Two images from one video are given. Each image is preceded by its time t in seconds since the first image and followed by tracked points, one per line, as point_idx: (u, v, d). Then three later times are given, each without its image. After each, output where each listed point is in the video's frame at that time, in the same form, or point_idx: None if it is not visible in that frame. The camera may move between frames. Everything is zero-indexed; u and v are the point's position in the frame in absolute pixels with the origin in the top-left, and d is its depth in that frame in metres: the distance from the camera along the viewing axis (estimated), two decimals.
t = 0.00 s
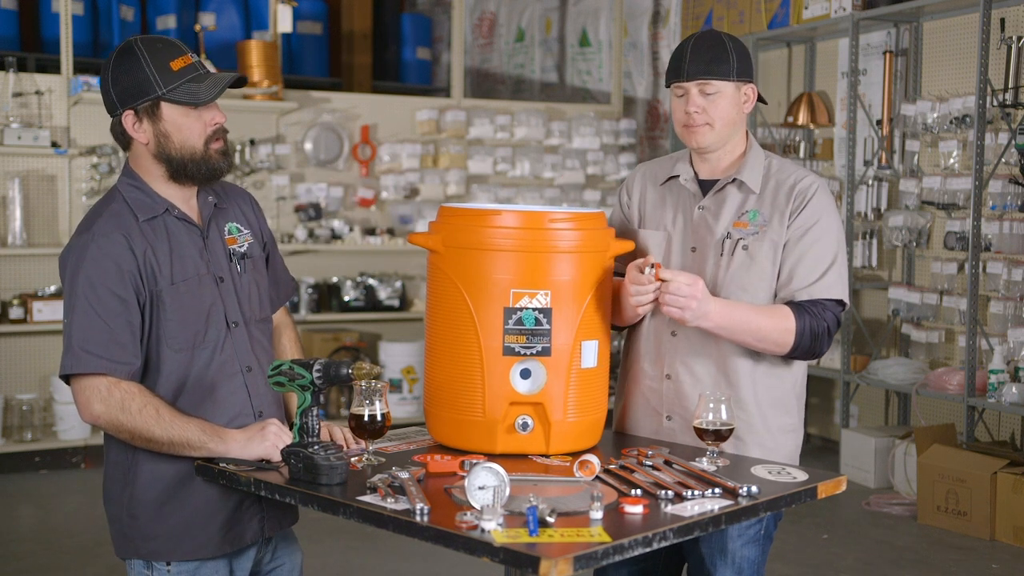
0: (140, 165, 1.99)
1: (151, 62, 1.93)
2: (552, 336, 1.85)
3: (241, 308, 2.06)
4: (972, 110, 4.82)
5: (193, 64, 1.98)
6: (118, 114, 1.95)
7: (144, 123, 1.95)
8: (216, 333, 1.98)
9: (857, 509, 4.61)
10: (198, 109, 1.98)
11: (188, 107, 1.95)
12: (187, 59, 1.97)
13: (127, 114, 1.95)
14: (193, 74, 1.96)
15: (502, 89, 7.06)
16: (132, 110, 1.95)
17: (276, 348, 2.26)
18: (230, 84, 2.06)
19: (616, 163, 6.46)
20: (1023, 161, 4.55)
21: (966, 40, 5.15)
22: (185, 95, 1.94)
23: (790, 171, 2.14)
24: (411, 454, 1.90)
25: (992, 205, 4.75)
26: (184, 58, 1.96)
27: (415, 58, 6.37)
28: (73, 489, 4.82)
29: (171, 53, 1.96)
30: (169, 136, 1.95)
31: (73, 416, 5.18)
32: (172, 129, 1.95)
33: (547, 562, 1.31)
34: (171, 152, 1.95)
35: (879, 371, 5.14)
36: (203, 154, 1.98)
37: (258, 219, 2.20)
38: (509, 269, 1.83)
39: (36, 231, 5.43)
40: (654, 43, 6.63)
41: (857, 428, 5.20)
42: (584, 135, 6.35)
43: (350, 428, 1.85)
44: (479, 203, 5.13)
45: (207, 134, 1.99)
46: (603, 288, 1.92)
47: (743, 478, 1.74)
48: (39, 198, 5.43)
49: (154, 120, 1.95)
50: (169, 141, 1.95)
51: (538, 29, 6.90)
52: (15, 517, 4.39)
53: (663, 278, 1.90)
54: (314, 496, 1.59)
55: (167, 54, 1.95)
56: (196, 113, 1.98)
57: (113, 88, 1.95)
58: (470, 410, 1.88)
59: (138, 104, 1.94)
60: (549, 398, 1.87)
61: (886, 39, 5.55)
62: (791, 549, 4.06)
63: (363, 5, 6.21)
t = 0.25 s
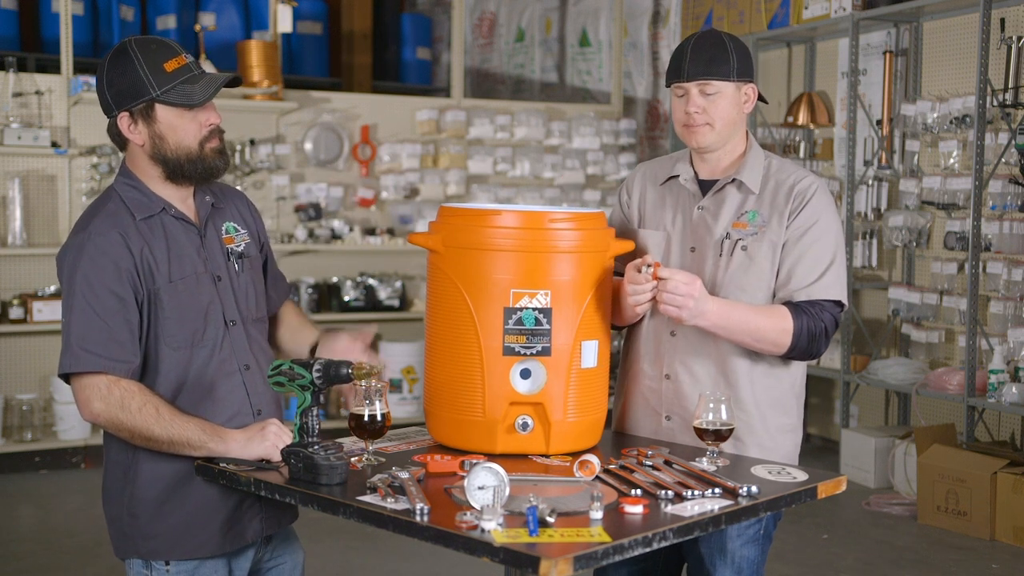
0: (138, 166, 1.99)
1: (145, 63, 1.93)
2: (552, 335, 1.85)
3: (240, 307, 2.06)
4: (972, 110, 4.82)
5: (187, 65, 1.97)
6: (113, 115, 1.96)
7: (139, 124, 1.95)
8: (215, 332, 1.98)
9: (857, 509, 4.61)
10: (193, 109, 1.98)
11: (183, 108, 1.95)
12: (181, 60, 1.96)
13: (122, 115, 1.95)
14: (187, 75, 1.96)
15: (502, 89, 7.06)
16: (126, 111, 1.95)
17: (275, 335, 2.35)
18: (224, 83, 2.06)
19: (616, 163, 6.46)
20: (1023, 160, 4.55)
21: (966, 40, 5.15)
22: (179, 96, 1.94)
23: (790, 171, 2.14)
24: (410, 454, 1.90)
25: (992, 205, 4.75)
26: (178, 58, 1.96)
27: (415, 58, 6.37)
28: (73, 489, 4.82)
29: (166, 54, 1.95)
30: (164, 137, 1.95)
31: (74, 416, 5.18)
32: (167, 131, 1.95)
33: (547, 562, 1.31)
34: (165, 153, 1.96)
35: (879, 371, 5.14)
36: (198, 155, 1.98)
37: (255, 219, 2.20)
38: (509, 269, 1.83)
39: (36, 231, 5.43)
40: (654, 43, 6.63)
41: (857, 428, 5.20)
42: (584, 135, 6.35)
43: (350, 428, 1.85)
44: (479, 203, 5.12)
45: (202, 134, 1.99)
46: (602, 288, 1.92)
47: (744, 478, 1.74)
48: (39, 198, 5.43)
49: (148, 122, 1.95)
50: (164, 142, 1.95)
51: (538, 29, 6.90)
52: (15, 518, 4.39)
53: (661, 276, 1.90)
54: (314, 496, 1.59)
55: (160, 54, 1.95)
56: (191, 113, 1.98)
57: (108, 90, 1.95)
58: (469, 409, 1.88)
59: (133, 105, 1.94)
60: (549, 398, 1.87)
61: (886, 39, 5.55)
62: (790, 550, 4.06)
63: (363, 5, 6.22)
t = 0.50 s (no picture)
0: (134, 168, 1.99)
1: (139, 74, 1.91)
2: (552, 335, 1.85)
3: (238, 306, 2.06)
4: (972, 110, 4.82)
5: (183, 76, 1.95)
6: (108, 122, 1.95)
7: (132, 133, 1.94)
8: (213, 331, 1.98)
9: (857, 509, 4.61)
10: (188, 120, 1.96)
11: (176, 122, 1.93)
12: (176, 71, 1.94)
13: (116, 121, 1.94)
14: (181, 87, 1.93)
15: (502, 89, 7.06)
16: (120, 118, 1.94)
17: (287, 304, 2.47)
18: (224, 93, 2.03)
19: (616, 163, 6.46)
20: (1023, 161, 4.55)
21: (966, 40, 5.15)
22: (172, 110, 1.92)
23: (789, 170, 2.14)
24: (410, 454, 1.90)
25: (992, 205, 4.75)
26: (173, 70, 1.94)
27: (415, 58, 6.37)
28: (73, 489, 4.82)
29: (161, 64, 1.93)
30: (157, 147, 1.94)
31: (74, 415, 5.18)
32: (160, 141, 1.94)
33: (547, 562, 1.31)
34: (158, 161, 1.94)
35: (879, 371, 5.14)
36: (190, 164, 1.96)
37: (252, 219, 2.20)
38: (509, 270, 1.83)
39: (36, 231, 5.43)
40: (654, 43, 6.63)
41: (857, 428, 5.20)
42: (584, 135, 6.35)
43: (350, 428, 1.85)
44: (479, 203, 5.12)
45: (196, 145, 1.97)
46: (602, 287, 1.92)
47: (744, 478, 1.74)
48: (39, 198, 5.43)
49: (141, 131, 1.93)
50: (157, 151, 1.94)
51: (538, 29, 6.90)
52: (14, 518, 4.39)
53: (658, 270, 1.90)
54: (314, 496, 1.59)
55: (157, 65, 1.92)
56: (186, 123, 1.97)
57: (103, 94, 1.94)
58: (469, 409, 1.88)
59: (126, 114, 1.93)
60: (548, 398, 1.87)
61: (886, 39, 5.55)
62: (790, 549, 4.06)
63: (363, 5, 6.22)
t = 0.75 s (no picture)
0: (130, 172, 1.99)
1: (133, 82, 1.90)
2: (552, 335, 1.85)
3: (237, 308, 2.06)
4: (972, 110, 4.82)
5: (177, 82, 1.93)
6: (104, 127, 1.95)
7: (128, 139, 1.94)
8: (211, 332, 1.98)
9: (858, 509, 4.60)
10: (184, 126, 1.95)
11: (169, 130, 1.92)
12: (170, 78, 1.92)
13: (113, 128, 1.94)
14: (175, 95, 1.92)
15: (502, 89, 7.06)
16: (116, 125, 1.94)
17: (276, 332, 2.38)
18: (221, 97, 2.01)
19: (616, 163, 6.46)
20: (1023, 161, 4.55)
21: (966, 40, 5.15)
22: (166, 119, 1.91)
23: (788, 169, 2.14)
24: (410, 454, 1.90)
25: (992, 205, 4.75)
26: (167, 77, 1.92)
27: (415, 58, 6.37)
28: (73, 489, 4.82)
29: (155, 71, 1.92)
30: (152, 153, 1.93)
31: (74, 416, 5.18)
32: (155, 148, 1.93)
33: (547, 562, 1.31)
34: (155, 167, 1.94)
35: (879, 371, 5.14)
36: (187, 170, 1.95)
37: (252, 221, 2.20)
38: (509, 270, 1.83)
39: (36, 231, 5.43)
40: (654, 43, 6.63)
41: (857, 428, 5.20)
42: (585, 135, 6.35)
43: (350, 428, 1.85)
44: (479, 203, 5.12)
45: (192, 150, 1.96)
46: (602, 287, 1.92)
47: (744, 478, 1.74)
48: (39, 198, 5.43)
49: (137, 138, 1.93)
50: (152, 157, 1.94)
51: (538, 29, 6.89)
52: (14, 518, 4.39)
53: (657, 268, 1.90)
54: (314, 496, 1.59)
55: (150, 72, 1.91)
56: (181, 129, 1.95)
57: (99, 101, 1.93)
58: (469, 409, 1.88)
59: (122, 122, 1.92)
60: (549, 398, 1.87)
61: (886, 39, 5.55)
62: (790, 549, 4.06)
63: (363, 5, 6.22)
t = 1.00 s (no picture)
0: (140, 168, 1.99)
1: (146, 79, 1.90)
2: (551, 335, 1.85)
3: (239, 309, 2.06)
4: (972, 110, 4.82)
5: (189, 79, 1.94)
6: (115, 125, 1.95)
7: (139, 136, 1.94)
8: (214, 332, 1.98)
9: (858, 509, 4.61)
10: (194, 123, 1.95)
11: (180, 126, 1.92)
12: (182, 76, 1.93)
13: (123, 125, 1.94)
14: (187, 92, 1.92)
15: (502, 89, 7.05)
16: (127, 122, 1.94)
17: (272, 350, 2.27)
18: (231, 96, 2.01)
19: (616, 163, 6.45)
20: (1023, 161, 4.55)
21: (966, 40, 5.15)
22: (177, 115, 1.91)
23: (787, 170, 2.14)
24: (410, 454, 1.90)
25: (992, 205, 4.75)
26: (179, 74, 1.92)
27: (415, 58, 6.37)
28: (73, 489, 4.82)
29: (167, 69, 1.92)
30: (163, 151, 1.93)
31: (74, 416, 5.19)
32: (165, 145, 1.93)
33: (547, 562, 1.31)
34: (164, 164, 1.94)
35: (879, 371, 5.14)
36: (197, 167, 1.96)
37: (257, 223, 2.20)
38: (509, 269, 1.83)
39: (36, 231, 5.43)
40: (654, 43, 6.62)
41: (857, 428, 5.20)
42: (585, 135, 6.35)
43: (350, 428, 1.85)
44: (479, 203, 5.12)
45: (202, 148, 1.96)
46: (602, 288, 1.92)
47: (743, 478, 1.74)
48: (39, 198, 5.43)
49: (148, 135, 1.93)
50: (163, 155, 1.94)
51: (538, 29, 6.89)
52: (15, 518, 4.39)
53: (659, 258, 1.91)
54: (314, 496, 1.59)
55: (162, 69, 1.91)
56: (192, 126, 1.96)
57: (110, 96, 1.93)
58: (469, 409, 1.88)
59: (133, 118, 1.92)
60: (548, 398, 1.87)
61: (886, 39, 5.55)
62: (790, 550, 4.06)
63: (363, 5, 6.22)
